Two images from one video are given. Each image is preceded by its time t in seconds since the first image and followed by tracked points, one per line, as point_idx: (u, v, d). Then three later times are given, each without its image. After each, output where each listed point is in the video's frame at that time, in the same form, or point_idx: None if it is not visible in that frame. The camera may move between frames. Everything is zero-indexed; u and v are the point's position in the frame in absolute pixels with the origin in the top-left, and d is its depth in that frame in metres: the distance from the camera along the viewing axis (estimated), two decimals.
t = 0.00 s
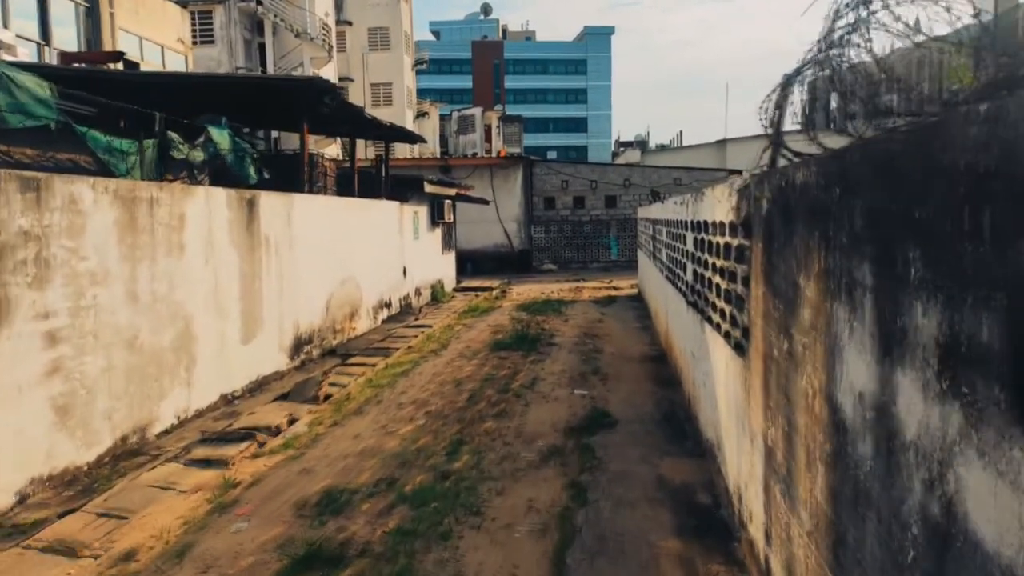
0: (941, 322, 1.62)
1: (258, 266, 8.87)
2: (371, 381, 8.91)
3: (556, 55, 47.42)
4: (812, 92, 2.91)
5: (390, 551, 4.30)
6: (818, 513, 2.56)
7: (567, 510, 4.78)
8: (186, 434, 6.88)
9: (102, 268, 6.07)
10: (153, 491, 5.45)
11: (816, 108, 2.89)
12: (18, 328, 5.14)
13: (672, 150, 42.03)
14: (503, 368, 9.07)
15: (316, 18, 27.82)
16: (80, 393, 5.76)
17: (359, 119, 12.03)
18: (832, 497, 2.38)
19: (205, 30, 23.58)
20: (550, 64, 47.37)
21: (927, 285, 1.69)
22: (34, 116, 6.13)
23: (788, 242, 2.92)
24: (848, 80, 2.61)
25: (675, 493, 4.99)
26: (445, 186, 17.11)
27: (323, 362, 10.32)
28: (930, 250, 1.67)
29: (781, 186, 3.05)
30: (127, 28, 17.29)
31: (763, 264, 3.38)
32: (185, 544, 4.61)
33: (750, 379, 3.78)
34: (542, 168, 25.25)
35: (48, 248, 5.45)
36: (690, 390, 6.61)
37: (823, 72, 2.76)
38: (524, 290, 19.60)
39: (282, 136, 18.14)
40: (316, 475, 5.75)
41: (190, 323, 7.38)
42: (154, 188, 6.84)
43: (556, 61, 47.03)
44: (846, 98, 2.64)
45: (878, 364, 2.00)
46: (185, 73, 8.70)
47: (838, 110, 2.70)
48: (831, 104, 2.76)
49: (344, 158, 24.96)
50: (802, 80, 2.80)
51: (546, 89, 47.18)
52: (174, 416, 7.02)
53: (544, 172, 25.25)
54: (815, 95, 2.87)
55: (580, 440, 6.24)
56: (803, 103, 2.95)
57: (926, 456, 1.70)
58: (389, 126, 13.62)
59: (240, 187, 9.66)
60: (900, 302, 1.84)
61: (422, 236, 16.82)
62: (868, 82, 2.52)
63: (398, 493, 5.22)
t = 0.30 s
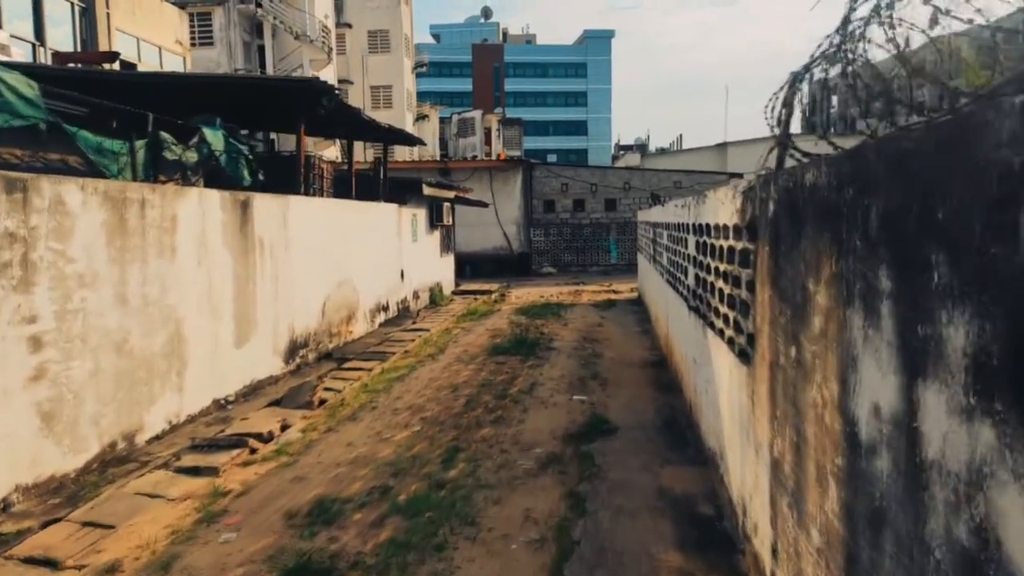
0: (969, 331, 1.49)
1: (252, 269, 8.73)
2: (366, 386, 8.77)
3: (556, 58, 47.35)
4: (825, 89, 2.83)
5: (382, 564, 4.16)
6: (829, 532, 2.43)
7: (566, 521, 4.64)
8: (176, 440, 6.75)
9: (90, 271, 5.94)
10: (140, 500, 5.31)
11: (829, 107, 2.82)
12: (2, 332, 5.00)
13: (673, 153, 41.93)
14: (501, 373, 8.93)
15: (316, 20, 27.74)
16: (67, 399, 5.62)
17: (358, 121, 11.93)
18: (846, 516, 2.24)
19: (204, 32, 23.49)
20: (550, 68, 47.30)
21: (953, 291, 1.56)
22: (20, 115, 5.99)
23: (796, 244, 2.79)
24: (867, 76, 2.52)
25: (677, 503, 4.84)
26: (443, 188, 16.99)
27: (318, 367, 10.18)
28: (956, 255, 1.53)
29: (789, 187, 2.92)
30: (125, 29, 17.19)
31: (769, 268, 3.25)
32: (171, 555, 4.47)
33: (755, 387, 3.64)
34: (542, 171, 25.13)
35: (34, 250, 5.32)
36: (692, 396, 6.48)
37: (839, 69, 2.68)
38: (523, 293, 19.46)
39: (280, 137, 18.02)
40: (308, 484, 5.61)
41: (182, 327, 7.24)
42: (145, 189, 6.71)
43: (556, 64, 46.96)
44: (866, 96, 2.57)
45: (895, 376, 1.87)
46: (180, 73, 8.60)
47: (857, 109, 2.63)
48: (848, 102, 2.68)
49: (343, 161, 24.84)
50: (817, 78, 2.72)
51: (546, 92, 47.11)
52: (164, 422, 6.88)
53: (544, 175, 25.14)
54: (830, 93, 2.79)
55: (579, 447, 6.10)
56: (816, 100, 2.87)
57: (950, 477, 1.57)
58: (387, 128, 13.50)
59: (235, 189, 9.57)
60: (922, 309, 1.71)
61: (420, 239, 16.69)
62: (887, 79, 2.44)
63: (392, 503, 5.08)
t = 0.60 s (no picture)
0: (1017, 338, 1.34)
1: (244, 267, 8.56)
2: (361, 386, 8.61)
3: (556, 55, 47.13)
4: (827, 84, 2.73)
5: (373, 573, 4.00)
6: (846, 547, 2.26)
7: (564, 527, 4.48)
8: (165, 442, 6.58)
9: (74, 268, 5.77)
10: (126, 505, 5.15)
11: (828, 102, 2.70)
12: None
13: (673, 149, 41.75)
14: (499, 373, 8.76)
15: (313, 16, 27.54)
16: (50, 400, 5.45)
17: (353, 117, 11.75)
18: (866, 532, 2.08)
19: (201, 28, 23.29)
20: (549, 65, 47.08)
21: (996, 292, 1.41)
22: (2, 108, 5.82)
23: (809, 238, 2.60)
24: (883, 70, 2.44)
25: (679, 508, 4.68)
26: (441, 185, 16.80)
27: (313, 366, 10.01)
28: (1001, 251, 1.39)
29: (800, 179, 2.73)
30: (119, 25, 17.01)
31: (778, 265, 3.07)
32: (154, 562, 4.30)
33: (762, 390, 3.47)
34: (541, 168, 24.94)
35: (15, 247, 5.15)
36: (693, 397, 6.32)
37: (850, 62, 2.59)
38: (522, 291, 19.29)
39: (277, 134, 17.84)
40: (299, 487, 5.45)
41: (171, 326, 7.08)
42: (132, 185, 6.54)
43: (556, 61, 46.74)
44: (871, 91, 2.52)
45: (923, 382, 1.72)
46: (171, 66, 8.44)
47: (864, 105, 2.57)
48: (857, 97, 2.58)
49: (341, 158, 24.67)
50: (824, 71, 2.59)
51: (545, 89, 46.89)
52: (153, 423, 6.72)
53: (543, 172, 24.95)
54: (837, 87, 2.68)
55: (578, 449, 5.94)
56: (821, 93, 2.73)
57: (993, 499, 1.43)
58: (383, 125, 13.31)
59: (227, 185, 9.42)
60: (957, 311, 1.56)
61: (418, 237, 16.52)
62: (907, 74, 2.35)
63: (385, 507, 4.91)
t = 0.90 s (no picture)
0: None
1: (238, 267, 8.40)
2: (357, 388, 8.47)
3: (556, 53, 46.95)
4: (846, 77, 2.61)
5: None
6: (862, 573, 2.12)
7: (562, 538, 4.33)
8: (155, 447, 6.44)
9: (60, 269, 5.63)
10: (112, 512, 5.00)
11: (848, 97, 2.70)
12: None
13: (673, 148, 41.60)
14: (497, 375, 8.61)
15: (312, 14, 27.36)
16: (34, 405, 5.30)
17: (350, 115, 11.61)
18: (887, 557, 1.93)
19: (199, 26, 23.05)
20: (549, 63, 46.93)
21: None
22: None
23: (822, 240, 2.45)
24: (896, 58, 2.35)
25: (681, 518, 4.53)
26: (440, 184, 16.64)
27: (309, 367, 9.86)
28: None
29: (810, 176, 2.60)
30: (115, 21, 16.81)
31: (787, 267, 2.92)
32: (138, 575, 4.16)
33: (769, 397, 3.32)
34: (540, 167, 24.78)
35: None
36: (695, 400, 6.18)
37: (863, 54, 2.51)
38: (521, 291, 19.14)
39: (273, 132, 17.66)
40: (290, 494, 5.30)
41: (162, 327, 6.93)
42: (121, 183, 6.39)
43: (556, 59, 46.57)
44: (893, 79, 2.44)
45: (955, 398, 1.57)
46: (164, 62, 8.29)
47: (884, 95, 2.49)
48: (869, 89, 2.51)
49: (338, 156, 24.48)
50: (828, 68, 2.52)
51: (545, 87, 46.73)
52: (143, 427, 6.57)
53: (542, 170, 24.79)
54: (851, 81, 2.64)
55: (577, 455, 5.79)
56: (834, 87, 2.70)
57: None
58: (381, 123, 13.14)
59: (221, 184, 9.27)
60: (994, 321, 1.41)
61: (416, 236, 16.37)
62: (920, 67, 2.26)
63: (378, 516, 4.77)
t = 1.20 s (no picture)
0: None
1: (228, 272, 8.23)
2: (350, 395, 8.31)
3: (553, 54, 46.82)
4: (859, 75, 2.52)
5: None
6: None
7: (558, 555, 4.16)
8: (141, 457, 6.27)
9: (41, 275, 5.45)
10: (93, 527, 4.83)
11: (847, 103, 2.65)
12: None
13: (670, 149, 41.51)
14: (492, 381, 8.44)
15: (308, 15, 27.18)
16: (14, 416, 5.13)
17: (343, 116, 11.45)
18: None
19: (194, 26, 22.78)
20: (546, 65, 46.85)
21: None
22: None
23: (834, 248, 2.29)
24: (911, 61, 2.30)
25: (681, 533, 4.37)
26: (436, 186, 16.49)
27: (301, 373, 9.69)
28: None
29: (819, 178, 2.46)
30: (106, 22, 16.56)
31: (795, 276, 2.77)
32: None
33: (775, 412, 3.17)
34: (537, 168, 24.63)
35: None
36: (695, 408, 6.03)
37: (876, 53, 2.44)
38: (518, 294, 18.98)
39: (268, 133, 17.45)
40: (278, 508, 5.13)
41: (148, 334, 6.76)
42: (106, 186, 6.22)
43: (553, 61, 46.44)
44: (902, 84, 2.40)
45: (992, 431, 1.42)
46: (152, 63, 8.12)
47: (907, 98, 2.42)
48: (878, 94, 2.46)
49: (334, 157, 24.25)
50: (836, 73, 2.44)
51: (542, 89, 46.63)
52: (128, 437, 6.40)
53: (539, 172, 24.65)
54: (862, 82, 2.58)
55: (574, 465, 5.63)
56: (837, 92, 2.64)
57: None
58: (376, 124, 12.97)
59: (211, 186, 9.09)
60: None
61: (412, 238, 16.21)
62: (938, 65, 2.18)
63: (368, 532, 4.60)
